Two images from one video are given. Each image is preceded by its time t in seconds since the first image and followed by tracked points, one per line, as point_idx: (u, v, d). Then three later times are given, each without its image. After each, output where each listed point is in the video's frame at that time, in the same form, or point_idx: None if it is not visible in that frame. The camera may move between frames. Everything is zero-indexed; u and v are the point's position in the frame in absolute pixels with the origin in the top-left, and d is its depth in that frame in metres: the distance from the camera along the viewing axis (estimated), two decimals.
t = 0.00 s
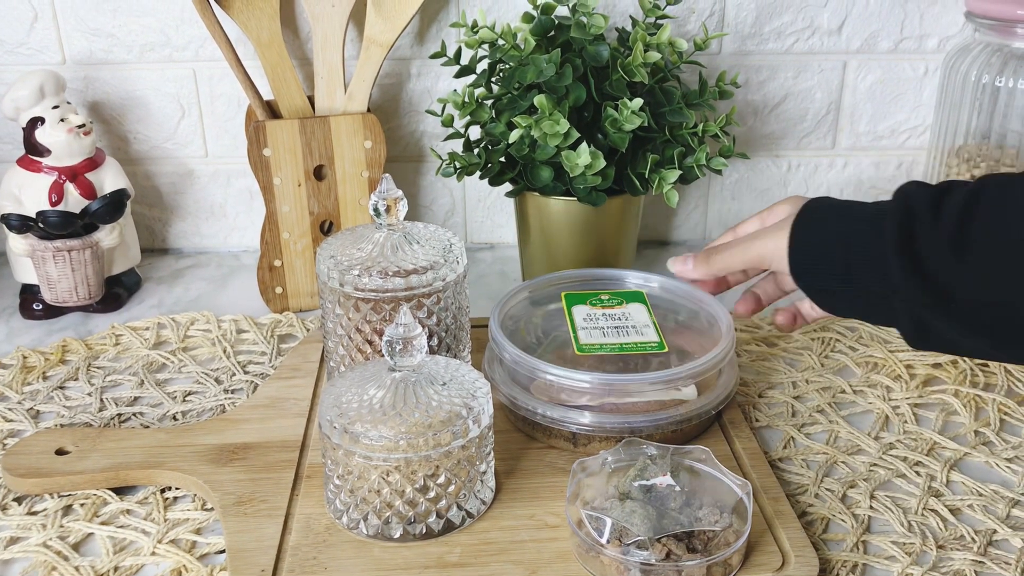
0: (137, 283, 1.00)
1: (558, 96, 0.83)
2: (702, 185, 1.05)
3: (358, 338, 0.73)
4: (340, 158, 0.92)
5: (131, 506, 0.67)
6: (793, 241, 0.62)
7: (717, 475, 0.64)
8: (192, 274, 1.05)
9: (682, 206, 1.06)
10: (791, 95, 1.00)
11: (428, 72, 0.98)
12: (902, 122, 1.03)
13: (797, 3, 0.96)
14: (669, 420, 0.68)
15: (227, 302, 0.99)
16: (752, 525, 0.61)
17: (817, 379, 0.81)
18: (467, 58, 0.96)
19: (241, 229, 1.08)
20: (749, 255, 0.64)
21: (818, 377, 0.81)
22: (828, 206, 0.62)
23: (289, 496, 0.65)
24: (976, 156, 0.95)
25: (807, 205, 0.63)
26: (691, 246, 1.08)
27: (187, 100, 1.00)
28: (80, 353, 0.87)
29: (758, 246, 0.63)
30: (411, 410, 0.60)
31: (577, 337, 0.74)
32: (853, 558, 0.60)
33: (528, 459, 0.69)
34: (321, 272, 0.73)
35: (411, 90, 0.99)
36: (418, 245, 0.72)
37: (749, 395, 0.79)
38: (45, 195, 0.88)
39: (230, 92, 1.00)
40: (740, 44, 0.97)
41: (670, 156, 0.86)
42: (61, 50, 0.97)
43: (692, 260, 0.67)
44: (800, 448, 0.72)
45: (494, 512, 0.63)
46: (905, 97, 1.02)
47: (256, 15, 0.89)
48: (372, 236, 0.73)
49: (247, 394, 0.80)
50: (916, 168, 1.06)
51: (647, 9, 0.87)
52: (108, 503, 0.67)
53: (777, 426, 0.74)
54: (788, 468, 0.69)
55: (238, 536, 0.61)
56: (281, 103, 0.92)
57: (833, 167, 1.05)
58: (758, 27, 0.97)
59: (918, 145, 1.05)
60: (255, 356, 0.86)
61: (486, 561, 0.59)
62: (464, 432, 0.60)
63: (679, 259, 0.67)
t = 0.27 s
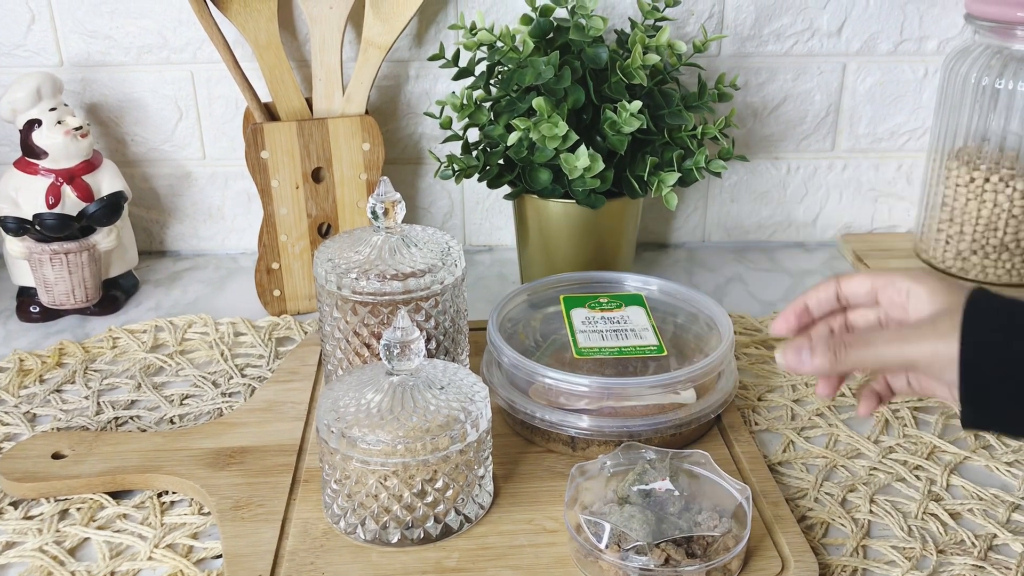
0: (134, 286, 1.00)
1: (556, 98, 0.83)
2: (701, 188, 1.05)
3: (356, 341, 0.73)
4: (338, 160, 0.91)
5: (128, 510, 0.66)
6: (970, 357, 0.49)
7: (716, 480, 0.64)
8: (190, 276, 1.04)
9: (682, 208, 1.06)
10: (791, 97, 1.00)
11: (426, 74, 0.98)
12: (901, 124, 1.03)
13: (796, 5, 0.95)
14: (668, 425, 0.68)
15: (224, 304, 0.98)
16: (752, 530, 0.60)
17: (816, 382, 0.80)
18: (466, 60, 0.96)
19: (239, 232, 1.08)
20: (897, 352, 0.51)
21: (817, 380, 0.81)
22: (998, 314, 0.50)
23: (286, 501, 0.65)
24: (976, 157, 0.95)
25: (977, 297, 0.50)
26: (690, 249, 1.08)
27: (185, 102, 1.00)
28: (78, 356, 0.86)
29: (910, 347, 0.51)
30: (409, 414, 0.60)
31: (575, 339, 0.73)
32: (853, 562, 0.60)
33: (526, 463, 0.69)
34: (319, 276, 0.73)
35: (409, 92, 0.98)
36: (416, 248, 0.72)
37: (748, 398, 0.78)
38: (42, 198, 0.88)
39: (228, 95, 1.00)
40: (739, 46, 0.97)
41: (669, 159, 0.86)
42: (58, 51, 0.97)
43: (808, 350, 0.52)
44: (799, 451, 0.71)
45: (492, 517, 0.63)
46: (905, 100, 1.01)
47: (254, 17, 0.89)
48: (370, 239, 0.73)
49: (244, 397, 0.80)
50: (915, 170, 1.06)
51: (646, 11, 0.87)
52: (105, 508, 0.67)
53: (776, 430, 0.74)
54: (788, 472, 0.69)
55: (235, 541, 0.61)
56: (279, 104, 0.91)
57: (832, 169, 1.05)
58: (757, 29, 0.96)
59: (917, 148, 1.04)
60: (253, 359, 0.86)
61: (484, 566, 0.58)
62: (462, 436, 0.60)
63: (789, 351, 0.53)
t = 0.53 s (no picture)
0: (130, 288, 0.99)
1: (554, 99, 0.83)
2: (700, 189, 1.04)
3: (352, 344, 0.73)
4: (334, 162, 0.91)
5: (123, 515, 0.66)
6: (942, 525, 0.46)
7: (715, 484, 0.63)
8: (186, 278, 1.04)
9: (680, 209, 1.05)
10: (790, 98, 1.00)
11: (424, 75, 0.97)
12: (901, 124, 1.02)
13: (795, 5, 0.95)
14: (667, 428, 0.67)
15: (221, 307, 0.98)
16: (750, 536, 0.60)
17: (816, 385, 0.80)
18: (464, 61, 0.95)
19: (236, 234, 1.08)
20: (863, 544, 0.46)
21: (817, 382, 0.80)
22: (945, 464, 0.47)
23: (282, 505, 0.65)
24: (976, 158, 0.94)
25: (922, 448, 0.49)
26: (689, 250, 1.08)
27: (181, 103, 0.99)
28: (73, 359, 0.86)
29: (876, 535, 0.46)
30: (405, 418, 0.59)
31: (573, 341, 0.73)
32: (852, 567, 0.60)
33: (524, 467, 0.69)
34: (315, 278, 0.72)
35: (407, 93, 0.98)
36: (413, 251, 0.72)
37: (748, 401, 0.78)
38: (37, 200, 0.87)
39: (224, 96, 0.99)
40: (738, 46, 0.97)
41: (667, 160, 0.85)
42: (54, 53, 0.96)
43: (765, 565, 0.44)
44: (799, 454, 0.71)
45: (490, 521, 0.62)
46: (904, 100, 1.01)
47: (250, 18, 0.89)
48: (366, 241, 0.72)
49: (240, 401, 0.80)
50: (915, 171, 1.05)
51: (644, 11, 0.87)
52: (100, 513, 0.67)
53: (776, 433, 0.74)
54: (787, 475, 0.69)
55: (230, 546, 0.61)
56: (276, 105, 0.91)
57: (832, 170, 1.04)
58: (756, 29, 0.96)
59: (917, 148, 1.04)
60: (249, 362, 0.86)
61: (481, 572, 0.58)
62: (459, 441, 0.59)
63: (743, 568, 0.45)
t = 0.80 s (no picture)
0: (125, 289, 0.99)
1: (550, 98, 0.82)
2: (697, 187, 1.04)
3: (347, 346, 0.72)
4: (329, 162, 0.90)
5: (116, 519, 0.65)
6: None
7: (710, 486, 0.63)
8: (181, 279, 1.03)
9: (678, 208, 1.05)
10: (788, 96, 0.99)
11: (419, 73, 0.97)
12: (899, 122, 1.02)
13: (793, 2, 0.94)
14: (664, 430, 0.67)
15: (216, 308, 0.97)
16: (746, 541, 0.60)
17: (814, 385, 0.79)
18: (459, 59, 0.95)
19: (231, 234, 1.07)
20: None
21: (816, 382, 0.80)
22: (892, 526, 0.52)
23: (276, 509, 0.64)
24: (975, 156, 0.94)
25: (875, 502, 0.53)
26: (687, 249, 1.07)
27: (175, 103, 0.99)
28: (67, 361, 0.85)
29: None
30: (399, 421, 0.58)
31: (569, 342, 0.72)
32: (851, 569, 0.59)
33: (520, 469, 0.68)
34: (309, 280, 0.72)
35: (402, 92, 0.97)
36: (408, 251, 0.71)
37: (746, 401, 0.77)
38: (30, 201, 0.87)
39: (219, 95, 0.99)
40: (735, 44, 0.96)
41: (664, 159, 0.85)
42: (46, 52, 0.95)
43: None
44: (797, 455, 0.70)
45: (486, 525, 0.62)
46: (902, 98, 1.00)
47: (244, 17, 0.88)
48: (361, 242, 0.72)
49: (235, 403, 0.79)
50: (914, 168, 1.05)
51: (640, 9, 0.86)
52: (92, 517, 0.66)
53: (774, 433, 0.73)
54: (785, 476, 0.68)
55: (224, 551, 0.60)
56: (270, 105, 0.90)
57: (830, 168, 1.04)
58: (754, 26, 0.95)
59: (916, 146, 1.03)
60: (244, 364, 0.85)
61: None
62: (454, 443, 0.59)
63: None
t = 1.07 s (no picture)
0: (120, 288, 0.98)
1: (548, 94, 0.81)
2: (695, 184, 1.03)
3: (343, 345, 0.72)
4: (325, 159, 0.90)
5: (110, 520, 0.65)
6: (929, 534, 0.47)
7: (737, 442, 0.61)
8: (177, 278, 1.03)
9: (677, 205, 1.04)
10: (787, 91, 0.99)
11: (416, 70, 0.96)
12: (899, 118, 1.01)
13: None
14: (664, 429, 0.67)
15: (212, 306, 0.97)
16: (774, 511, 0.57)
17: (814, 383, 0.79)
18: (456, 55, 0.94)
19: (227, 232, 1.06)
20: (840, 558, 0.48)
21: (815, 379, 0.79)
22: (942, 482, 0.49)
23: (272, 509, 0.64)
24: (975, 152, 0.93)
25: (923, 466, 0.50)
26: (685, 246, 1.06)
27: (170, 100, 0.98)
28: (61, 361, 0.85)
29: (858, 554, 0.48)
30: (396, 421, 0.58)
31: (567, 341, 0.72)
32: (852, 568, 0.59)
33: (518, 468, 0.67)
34: (304, 278, 0.71)
35: (399, 88, 0.97)
36: (404, 249, 0.71)
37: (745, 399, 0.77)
38: (24, 199, 0.86)
39: (214, 93, 0.98)
40: (733, 39, 0.95)
41: (663, 155, 0.84)
42: (40, 50, 0.95)
43: None
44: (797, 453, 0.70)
45: (483, 524, 0.61)
46: (902, 93, 1.00)
47: (238, 14, 0.87)
48: (356, 240, 0.71)
49: (230, 402, 0.78)
50: (913, 164, 1.04)
51: (638, 5, 0.85)
52: (87, 518, 0.65)
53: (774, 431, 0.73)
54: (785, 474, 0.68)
55: (219, 552, 0.59)
56: (266, 102, 0.90)
57: (829, 164, 1.03)
58: (752, 22, 0.95)
59: (915, 141, 1.03)
60: (240, 363, 0.84)
61: None
62: (451, 443, 0.58)
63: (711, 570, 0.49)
